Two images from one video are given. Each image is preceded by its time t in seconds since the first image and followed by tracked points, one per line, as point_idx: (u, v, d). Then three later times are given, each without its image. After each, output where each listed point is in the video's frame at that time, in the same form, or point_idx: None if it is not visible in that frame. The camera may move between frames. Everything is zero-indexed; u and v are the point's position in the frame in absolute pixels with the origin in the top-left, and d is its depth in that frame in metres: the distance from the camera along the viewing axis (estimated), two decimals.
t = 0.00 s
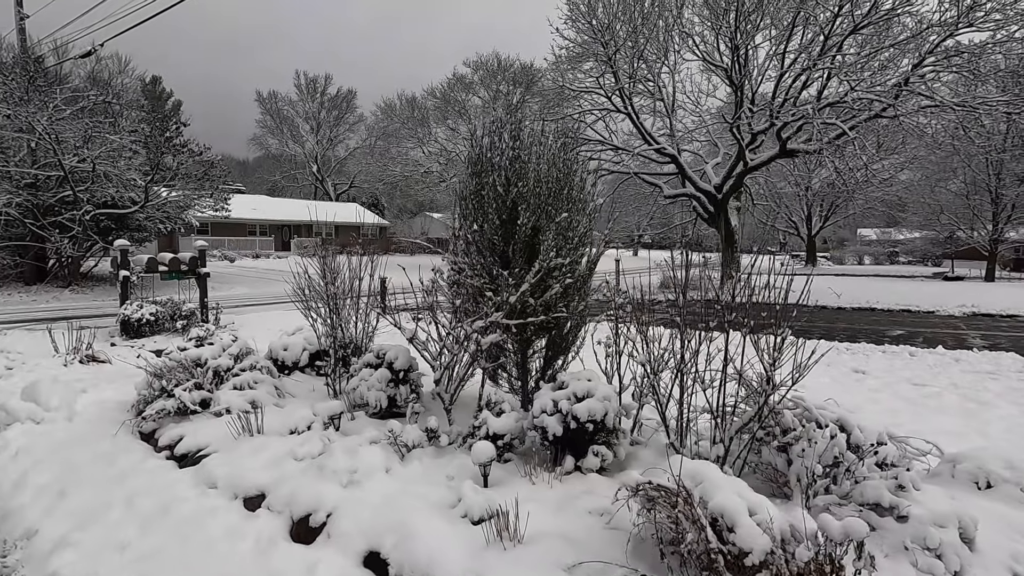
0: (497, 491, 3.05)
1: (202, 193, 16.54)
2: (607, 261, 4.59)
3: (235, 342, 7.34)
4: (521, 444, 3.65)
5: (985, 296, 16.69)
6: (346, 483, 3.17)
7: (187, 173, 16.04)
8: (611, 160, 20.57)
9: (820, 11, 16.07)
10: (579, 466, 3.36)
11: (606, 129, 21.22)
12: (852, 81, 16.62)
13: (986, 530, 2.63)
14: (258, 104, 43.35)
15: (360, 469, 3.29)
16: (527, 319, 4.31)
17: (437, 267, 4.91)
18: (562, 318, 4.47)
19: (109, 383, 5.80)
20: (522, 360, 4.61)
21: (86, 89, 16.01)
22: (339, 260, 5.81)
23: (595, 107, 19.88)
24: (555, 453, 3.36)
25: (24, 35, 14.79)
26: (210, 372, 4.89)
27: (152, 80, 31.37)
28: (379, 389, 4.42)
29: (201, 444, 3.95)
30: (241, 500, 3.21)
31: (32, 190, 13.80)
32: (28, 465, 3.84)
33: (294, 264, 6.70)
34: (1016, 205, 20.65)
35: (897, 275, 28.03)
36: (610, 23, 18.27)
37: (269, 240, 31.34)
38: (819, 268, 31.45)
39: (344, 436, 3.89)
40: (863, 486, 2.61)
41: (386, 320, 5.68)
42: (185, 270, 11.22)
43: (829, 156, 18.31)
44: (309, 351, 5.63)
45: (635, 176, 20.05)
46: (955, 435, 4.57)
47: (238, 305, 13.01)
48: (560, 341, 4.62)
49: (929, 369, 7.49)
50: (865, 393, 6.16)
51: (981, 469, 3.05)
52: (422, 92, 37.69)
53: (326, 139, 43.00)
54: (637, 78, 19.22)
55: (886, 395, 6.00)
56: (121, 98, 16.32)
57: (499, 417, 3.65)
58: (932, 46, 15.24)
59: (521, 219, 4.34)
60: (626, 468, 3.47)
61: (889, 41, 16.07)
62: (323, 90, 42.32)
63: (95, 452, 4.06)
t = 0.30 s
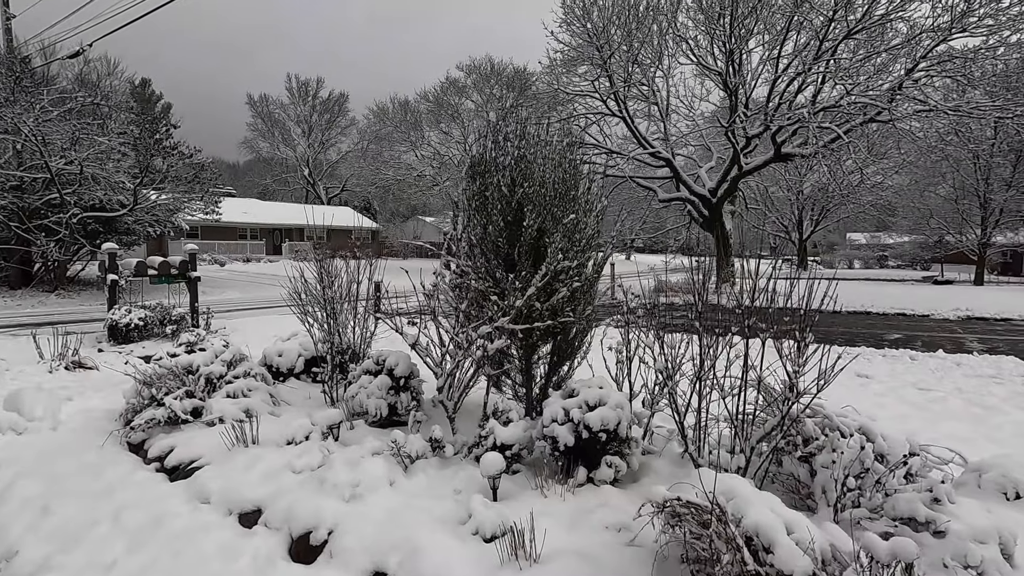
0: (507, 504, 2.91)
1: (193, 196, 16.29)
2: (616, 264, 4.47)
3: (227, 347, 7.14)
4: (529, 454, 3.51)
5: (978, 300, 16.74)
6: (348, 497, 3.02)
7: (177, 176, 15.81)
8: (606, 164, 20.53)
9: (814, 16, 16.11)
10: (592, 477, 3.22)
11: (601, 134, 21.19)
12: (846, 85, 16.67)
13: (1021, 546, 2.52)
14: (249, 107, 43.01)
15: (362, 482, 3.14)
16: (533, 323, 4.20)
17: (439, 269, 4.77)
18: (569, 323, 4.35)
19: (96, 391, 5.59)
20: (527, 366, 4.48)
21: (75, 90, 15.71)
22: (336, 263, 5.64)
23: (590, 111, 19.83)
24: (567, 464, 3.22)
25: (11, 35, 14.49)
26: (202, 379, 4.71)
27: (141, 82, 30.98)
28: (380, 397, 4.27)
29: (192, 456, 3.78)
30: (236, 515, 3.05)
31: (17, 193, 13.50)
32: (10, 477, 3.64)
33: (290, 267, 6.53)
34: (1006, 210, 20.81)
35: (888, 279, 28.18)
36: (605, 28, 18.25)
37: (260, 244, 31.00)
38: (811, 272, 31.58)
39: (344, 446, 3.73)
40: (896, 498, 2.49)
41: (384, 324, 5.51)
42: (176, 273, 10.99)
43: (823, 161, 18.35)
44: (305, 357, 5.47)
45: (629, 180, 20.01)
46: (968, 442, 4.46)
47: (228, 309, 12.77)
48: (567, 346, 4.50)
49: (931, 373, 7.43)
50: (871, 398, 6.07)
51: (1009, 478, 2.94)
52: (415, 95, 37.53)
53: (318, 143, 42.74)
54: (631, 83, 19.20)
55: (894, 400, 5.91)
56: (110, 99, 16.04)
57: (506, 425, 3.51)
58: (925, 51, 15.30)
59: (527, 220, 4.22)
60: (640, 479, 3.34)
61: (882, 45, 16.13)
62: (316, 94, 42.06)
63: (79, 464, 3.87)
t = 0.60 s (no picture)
0: (518, 524, 2.78)
1: (180, 200, 16.01)
2: (621, 271, 4.37)
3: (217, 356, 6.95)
4: (536, 469, 3.38)
5: (967, 305, 16.89)
6: (349, 519, 2.87)
7: (164, 179, 15.56)
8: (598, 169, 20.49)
9: (805, 22, 16.20)
10: (603, 494, 3.10)
11: (593, 139, 21.16)
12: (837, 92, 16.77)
13: None
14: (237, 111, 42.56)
15: (363, 502, 3.00)
16: (538, 332, 4.07)
17: (439, 276, 4.64)
18: (574, 331, 4.24)
19: (80, 402, 5.37)
20: (530, 377, 4.34)
21: (58, 91, 15.35)
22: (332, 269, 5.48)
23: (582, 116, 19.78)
24: (577, 480, 3.09)
25: None
26: (191, 391, 4.52)
27: (128, 85, 30.51)
28: (378, 409, 4.12)
29: (182, 473, 3.61)
30: (230, 537, 2.89)
31: None
32: None
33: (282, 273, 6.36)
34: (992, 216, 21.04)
35: (875, 284, 28.44)
36: (598, 33, 18.21)
37: (249, 249, 30.63)
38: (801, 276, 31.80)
39: (342, 462, 3.58)
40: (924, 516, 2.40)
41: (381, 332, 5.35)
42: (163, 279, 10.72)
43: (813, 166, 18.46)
44: (297, 366, 5.30)
45: (622, 185, 19.97)
46: (976, 451, 4.39)
47: (217, 315, 12.53)
48: (571, 356, 4.38)
49: (930, 379, 7.40)
50: (874, 405, 6.01)
51: None
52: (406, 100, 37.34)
53: (307, 147, 42.39)
54: (624, 88, 19.18)
55: (897, 406, 5.86)
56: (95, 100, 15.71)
57: (512, 439, 3.38)
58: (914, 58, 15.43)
59: (530, 226, 4.09)
60: (651, 494, 3.22)
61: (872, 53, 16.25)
62: (305, 98, 41.73)
63: (61, 482, 3.67)
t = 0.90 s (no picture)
0: (529, 540, 2.68)
1: (167, 203, 15.72)
2: (627, 276, 4.30)
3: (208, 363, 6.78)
4: (543, 480, 3.28)
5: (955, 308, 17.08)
6: (352, 535, 2.76)
7: (151, 182, 15.24)
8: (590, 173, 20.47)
9: (796, 28, 16.29)
10: (613, 506, 3.01)
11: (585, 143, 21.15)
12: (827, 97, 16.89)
13: None
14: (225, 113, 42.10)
15: (366, 518, 2.88)
16: (543, 339, 3.98)
17: (440, 280, 4.55)
18: (580, 337, 4.16)
19: (64, 411, 5.18)
20: (532, 384, 4.25)
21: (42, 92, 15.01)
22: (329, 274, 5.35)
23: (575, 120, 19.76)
24: (587, 492, 2.99)
25: None
26: (182, 400, 4.36)
27: (113, 87, 30.02)
28: (377, 418, 4.00)
29: (174, 486, 3.46)
30: (226, 555, 2.76)
31: None
32: None
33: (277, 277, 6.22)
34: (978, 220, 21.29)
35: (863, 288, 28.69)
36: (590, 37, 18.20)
37: (237, 252, 30.25)
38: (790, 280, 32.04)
39: (341, 474, 3.46)
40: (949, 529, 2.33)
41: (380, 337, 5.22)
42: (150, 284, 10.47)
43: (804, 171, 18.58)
44: (292, 373, 5.16)
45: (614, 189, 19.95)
46: (980, 458, 4.35)
47: (205, 321, 12.28)
48: (575, 362, 4.30)
49: (927, 382, 7.40)
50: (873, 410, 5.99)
51: None
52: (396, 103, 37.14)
53: (295, 150, 42.02)
54: (615, 92, 19.18)
55: (897, 412, 5.84)
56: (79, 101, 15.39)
57: (518, 450, 3.28)
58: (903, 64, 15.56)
59: (535, 230, 4.02)
60: (662, 506, 3.13)
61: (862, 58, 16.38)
62: (293, 100, 41.35)
63: (45, 498, 3.50)
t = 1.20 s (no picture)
0: (552, 552, 2.59)
1: (157, 206, 15.45)
2: (640, 279, 4.22)
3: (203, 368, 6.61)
4: (560, 489, 3.19)
5: (946, 310, 17.22)
6: (368, 549, 2.66)
7: (141, 185, 14.95)
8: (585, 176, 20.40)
9: (790, 32, 16.35)
10: (635, 515, 2.92)
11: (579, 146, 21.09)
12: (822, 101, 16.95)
13: None
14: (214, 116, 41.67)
15: (381, 532, 2.78)
16: (555, 343, 3.90)
17: (447, 282, 4.46)
18: (592, 342, 4.08)
19: (55, 420, 5.00)
20: (541, 389, 4.16)
21: (28, 92, 14.71)
22: (332, 277, 5.22)
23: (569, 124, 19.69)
24: (608, 502, 2.91)
25: None
26: (181, 407, 4.22)
27: (101, 89, 29.58)
28: (385, 425, 3.89)
29: (175, 497, 3.33)
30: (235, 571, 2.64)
31: None
32: None
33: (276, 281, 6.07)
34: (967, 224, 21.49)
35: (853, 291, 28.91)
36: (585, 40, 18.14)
37: (227, 256, 29.93)
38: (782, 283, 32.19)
39: (350, 483, 3.35)
40: (988, 538, 2.26)
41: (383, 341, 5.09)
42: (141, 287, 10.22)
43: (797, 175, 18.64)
44: (293, 379, 5.03)
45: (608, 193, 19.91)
46: (992, 462, 4.29)
47: (197, 325, 12.06)
48: (587, 367, 4.21)
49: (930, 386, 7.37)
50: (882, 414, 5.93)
51: None
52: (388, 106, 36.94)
53: (286, 153, 41.68)
54: (610, 96, 19.15)
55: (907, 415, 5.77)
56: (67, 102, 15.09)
57: (534, 458, 3.17)
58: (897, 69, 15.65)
59: (547, 232, 3.94)
60: (683, 514, 3.05)
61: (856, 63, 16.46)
62: (284, 103, 41.03)
63: (38, 511, 3.35)
